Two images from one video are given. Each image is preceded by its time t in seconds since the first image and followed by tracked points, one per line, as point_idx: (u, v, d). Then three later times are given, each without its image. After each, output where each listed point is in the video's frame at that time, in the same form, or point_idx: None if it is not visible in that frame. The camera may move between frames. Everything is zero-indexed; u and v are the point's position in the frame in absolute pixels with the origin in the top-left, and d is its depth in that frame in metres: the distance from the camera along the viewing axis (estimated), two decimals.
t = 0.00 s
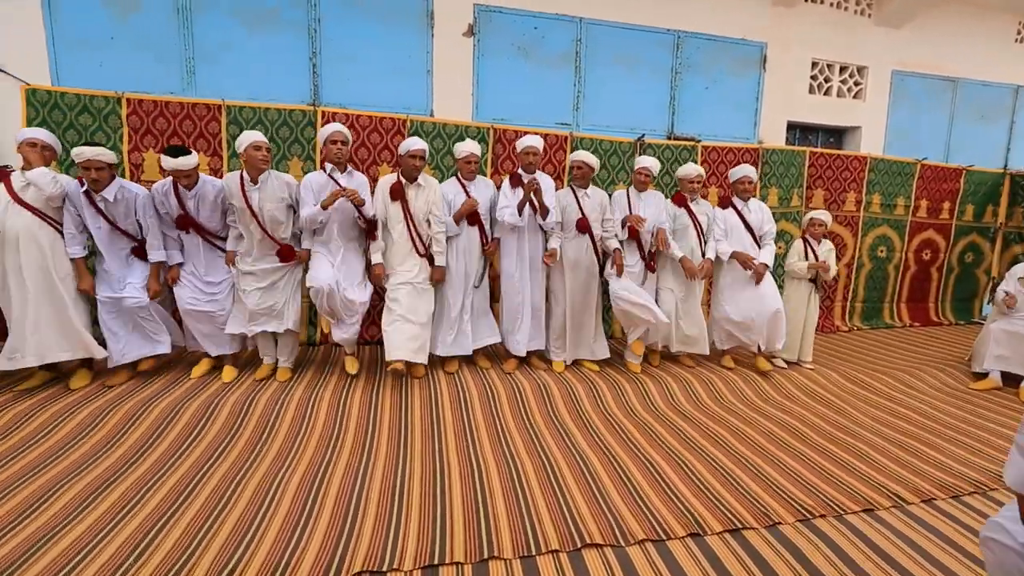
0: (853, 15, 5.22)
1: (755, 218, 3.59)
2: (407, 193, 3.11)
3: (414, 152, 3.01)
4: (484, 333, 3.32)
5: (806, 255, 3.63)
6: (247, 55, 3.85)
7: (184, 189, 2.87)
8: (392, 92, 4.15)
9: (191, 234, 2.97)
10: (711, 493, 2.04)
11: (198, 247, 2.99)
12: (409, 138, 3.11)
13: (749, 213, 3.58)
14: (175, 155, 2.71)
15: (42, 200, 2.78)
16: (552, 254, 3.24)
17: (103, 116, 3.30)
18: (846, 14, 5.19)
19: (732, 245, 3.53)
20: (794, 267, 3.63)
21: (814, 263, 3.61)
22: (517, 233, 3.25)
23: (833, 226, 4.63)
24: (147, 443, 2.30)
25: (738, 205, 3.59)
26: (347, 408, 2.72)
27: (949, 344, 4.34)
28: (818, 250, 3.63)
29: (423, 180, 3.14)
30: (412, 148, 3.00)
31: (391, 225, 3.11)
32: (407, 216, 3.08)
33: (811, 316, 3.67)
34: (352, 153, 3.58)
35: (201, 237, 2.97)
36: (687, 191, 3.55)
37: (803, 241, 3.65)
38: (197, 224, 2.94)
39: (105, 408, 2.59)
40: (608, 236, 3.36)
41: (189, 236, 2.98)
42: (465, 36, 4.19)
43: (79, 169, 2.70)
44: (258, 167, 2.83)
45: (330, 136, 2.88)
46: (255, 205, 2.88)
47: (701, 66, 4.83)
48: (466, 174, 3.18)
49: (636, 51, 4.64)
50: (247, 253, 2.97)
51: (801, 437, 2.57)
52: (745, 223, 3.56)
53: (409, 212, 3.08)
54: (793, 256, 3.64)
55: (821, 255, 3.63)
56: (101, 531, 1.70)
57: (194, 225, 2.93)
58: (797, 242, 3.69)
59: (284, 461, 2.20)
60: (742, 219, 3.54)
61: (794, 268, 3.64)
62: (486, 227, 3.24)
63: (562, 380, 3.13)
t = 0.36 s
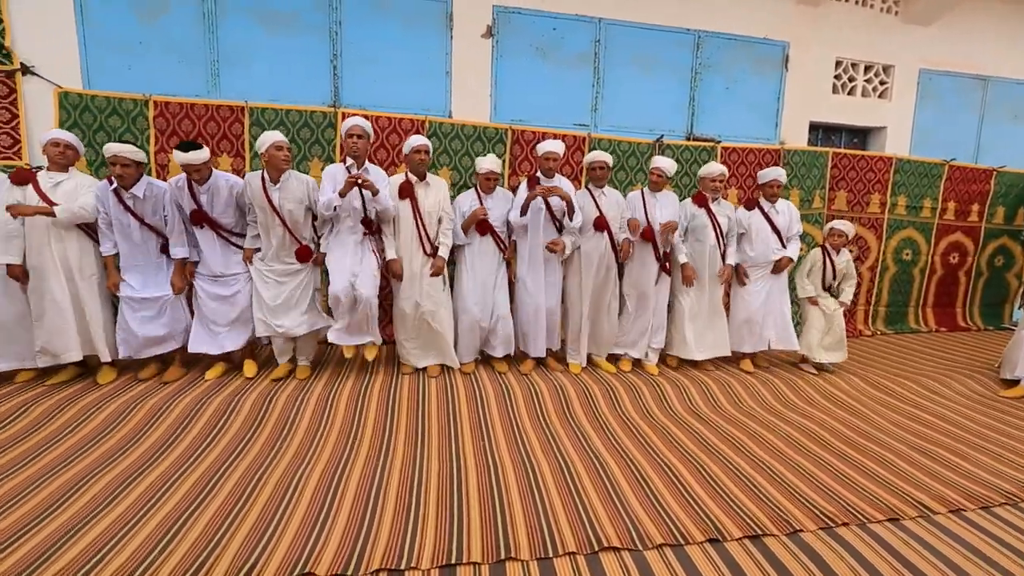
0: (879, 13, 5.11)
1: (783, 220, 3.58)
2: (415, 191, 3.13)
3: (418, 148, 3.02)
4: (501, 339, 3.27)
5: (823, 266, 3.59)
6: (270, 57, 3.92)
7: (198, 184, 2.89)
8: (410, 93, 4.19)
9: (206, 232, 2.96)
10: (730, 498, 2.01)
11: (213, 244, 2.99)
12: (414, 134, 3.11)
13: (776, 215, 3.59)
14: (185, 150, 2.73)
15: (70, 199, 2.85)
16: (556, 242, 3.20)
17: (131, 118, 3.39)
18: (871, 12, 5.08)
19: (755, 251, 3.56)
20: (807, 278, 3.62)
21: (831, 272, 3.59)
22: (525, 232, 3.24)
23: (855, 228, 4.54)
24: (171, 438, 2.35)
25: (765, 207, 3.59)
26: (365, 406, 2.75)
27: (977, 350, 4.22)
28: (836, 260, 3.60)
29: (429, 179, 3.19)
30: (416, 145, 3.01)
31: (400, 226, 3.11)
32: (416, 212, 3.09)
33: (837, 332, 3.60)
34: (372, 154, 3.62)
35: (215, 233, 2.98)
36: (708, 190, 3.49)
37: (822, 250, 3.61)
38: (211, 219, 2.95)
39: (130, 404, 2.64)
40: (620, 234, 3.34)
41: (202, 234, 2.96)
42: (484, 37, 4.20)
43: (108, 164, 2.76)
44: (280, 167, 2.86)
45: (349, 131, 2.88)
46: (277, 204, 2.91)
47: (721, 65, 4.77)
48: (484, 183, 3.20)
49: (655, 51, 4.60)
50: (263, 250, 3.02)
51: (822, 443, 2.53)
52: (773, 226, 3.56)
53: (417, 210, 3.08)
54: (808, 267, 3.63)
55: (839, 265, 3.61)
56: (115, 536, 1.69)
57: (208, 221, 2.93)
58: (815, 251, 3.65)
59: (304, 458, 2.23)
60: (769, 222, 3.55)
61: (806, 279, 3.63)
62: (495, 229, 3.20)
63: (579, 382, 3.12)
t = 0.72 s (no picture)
0: (901, 9, 5.01)
1: (803, 224, 3.54)
2: (429, 192, 3.16)
3: (432, 150, 3.03)
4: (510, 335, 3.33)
5: (843, 265, 3.54)
6: (287, 57, 3.96)
7: (213, 179, 2.90)
8: (425, 93, 4.20)
9: (222, 226, 3.00)
10: (746, 501, 1.99)
11: (228, 237, 3.04)
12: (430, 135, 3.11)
13: (797, 219, 3.55)
14: (197, 149, 2.72)
15: (90, 201, 2.90)
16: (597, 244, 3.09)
17: (153, 118, 3.46)
18: (893, 8, 4.99)
19: (771, 250, 3.52)
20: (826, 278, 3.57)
21: (852, 272, 3.54)
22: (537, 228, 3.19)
23: (874, 229, 4.46)
24: (189, 435, 2.39)
25: (789, 209, 3.54)
26: (379, 404, 2.77)
27: (1001, 354, 4.12)
28: (857, 259, 3.55)
29: (442, 181, 3.20)
30: (431, 146, 3.01)
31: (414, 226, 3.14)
32: (428, 218, 3.12)
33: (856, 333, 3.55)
34: (387, 153, 3.65)
35: (231, 228, 3.02)
36: (720, 188, 3.47)
37: (842, 250, 3.55)
38: (228, 213, 2.97)
39: (148, 401, 2.69)
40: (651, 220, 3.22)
41: (218, 228, 3.00)
42: (499, 37, 4.21)
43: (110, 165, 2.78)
44: (296, 165, 2.87)
45: (361, 130, 2.89)
46: (295, 204, 2.92)
47: (738, 63, 4.72)
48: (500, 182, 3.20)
49: (671, 50, 4.56)
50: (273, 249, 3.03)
51: (840, 447, 2.49)
52: (793, 229, 3.52)
53: (429, 213, 3.11)
54: (827, 267, 3.57)
55: (860, 263, 3.56)
56: (131, 533, 1.71)
57: (225, 214, 2.95)
58: (835, 250, 3.58)
59: (319, 455, 2.26)
60: (789, 225, 3.51)
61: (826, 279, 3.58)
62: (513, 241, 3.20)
63: (592, 382, 3.11)
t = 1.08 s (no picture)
0: (921, 8, 4.94)
1: (820, 226, 3.52)
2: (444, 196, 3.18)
3: (448, 152, 3.04)
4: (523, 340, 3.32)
5: (864, 269, 3.46)
6: (303, 61, 4.01)
7: (234, 182, 2.98)
8: (438, 96, 4.22)
9: (240, 228, 3.03)
10: (761, 507, 1.97)
11: (247, 241, 3.06)
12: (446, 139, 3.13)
13: (814, 221, 3.53)
14: (225, 147, 2.81)
15: (112, 211, 2.97)
16: (598, 291, 3.25)
17: (171, 122, 3.52)
18: (912, 7, 4.91)
19: (790, 253, 3.49)
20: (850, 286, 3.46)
21: (872, 275, 3.45)
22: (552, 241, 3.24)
23: (892, 231, 4.39)
24: (205, 435, 2.42)
25: (804, 210, 3.53)
26: (392, 405, 2.78)
27: None
28: (876, 262, 3.48)
29: (457, 182, 3.23)
30: (446, 148, 3.03)
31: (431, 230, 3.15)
32: (445, 222, 3.13)
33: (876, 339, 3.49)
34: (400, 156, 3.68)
35: (249, 231, 3.03)
36: (733, 200, 3.43)
37: (861, 253, 3.48)
38: (246, 215, 3.00)
39: (164, 402, 2.72)
40: (658, 273, 3.24)
41: (236, 230, 3.03)
42: (512, 39, 4.22)
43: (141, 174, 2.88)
44: (310, 179, 2.88)
45: (382, 142, 2.91)
46: (306, 218, 2.95)
47: (753, 64, 4.68)
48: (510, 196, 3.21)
49: (685, 51, 4.54)
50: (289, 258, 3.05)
51: (858, 453, 2.45)
52: (809, 230, 3.50)
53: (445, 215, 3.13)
54: (849, 274, 3.48)
55: (879, 267, 3.48)
56: (147, 533, 1.74)
57: (245, 217, 2.99)
58: (852, 255, 3.52)
59: (333, 455, 2.28)
60: (805, 225, 3.50)
61: (850, 287, 3.47)
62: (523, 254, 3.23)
63: (605, 385, 3.10)
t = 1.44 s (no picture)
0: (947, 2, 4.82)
1: (838, 223, 3.46)
2: (462, 196, 3.16)
3: (463, 152, 3.02)
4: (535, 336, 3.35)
5: (880, 271, 3.45)
6: (321, 61, 4.05)
7: (251, 169, 2.99)
8: (455, 95, 4.24)
9: (254, 212, 3.02)
10: (780, 510, 1.95)
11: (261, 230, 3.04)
12: (461, 141, 3.12)
13: (832, 218, 3.48)
14: (240, 133, 2.82)
15: (133, 199, 3.01)
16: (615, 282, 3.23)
17: (192, 121, 3.58)
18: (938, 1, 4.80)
19: (807, 251, 3.44)
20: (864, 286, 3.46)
21: (889, 278, 3.44)
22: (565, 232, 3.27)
23: (914, 230, 4.30)
24: (223, 430, 2.45)
25: (823, 208, 3.48)
26: (407, 402, 2.80)
27: None
28: (895, 264, 3.45)
29: (475, 184, 3.21)
30: (463, 150, 3.00)
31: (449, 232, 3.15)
32: (462, 222, 3.12)
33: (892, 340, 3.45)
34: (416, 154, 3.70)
35: (261, 215, 3.02)
36: (746, 191, 3.38)
37: (880, 254, 3.47)
38: (260, 202, 3.00)
39: (183, 397, 2.76)
40: (666, 265, 3.25)
41: (249, 215, 3.02)
42: (528, 37, 4.21)
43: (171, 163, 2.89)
44: (329, 169, 2.89)
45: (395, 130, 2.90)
46: (326, 210, 2.96)
47: (772, 61, 4.61)
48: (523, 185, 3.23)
49: (703, 48, 4.49)
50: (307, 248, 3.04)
51: (879, 456, 2.41)
52: (828, 227, 3.44)
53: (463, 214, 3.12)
54: (864, 275, 3.47)
55: (898, 270, 3.45)
56: (167, 527, 1.76)
57: (258, 203, 2.99)
58: (872, 255, 3.51)
59: (350, 452, 2.30)
60: (825, 222, 3.43)
61: (863, 287, 3.48)
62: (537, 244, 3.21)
63: (620, 384, 3.09)
